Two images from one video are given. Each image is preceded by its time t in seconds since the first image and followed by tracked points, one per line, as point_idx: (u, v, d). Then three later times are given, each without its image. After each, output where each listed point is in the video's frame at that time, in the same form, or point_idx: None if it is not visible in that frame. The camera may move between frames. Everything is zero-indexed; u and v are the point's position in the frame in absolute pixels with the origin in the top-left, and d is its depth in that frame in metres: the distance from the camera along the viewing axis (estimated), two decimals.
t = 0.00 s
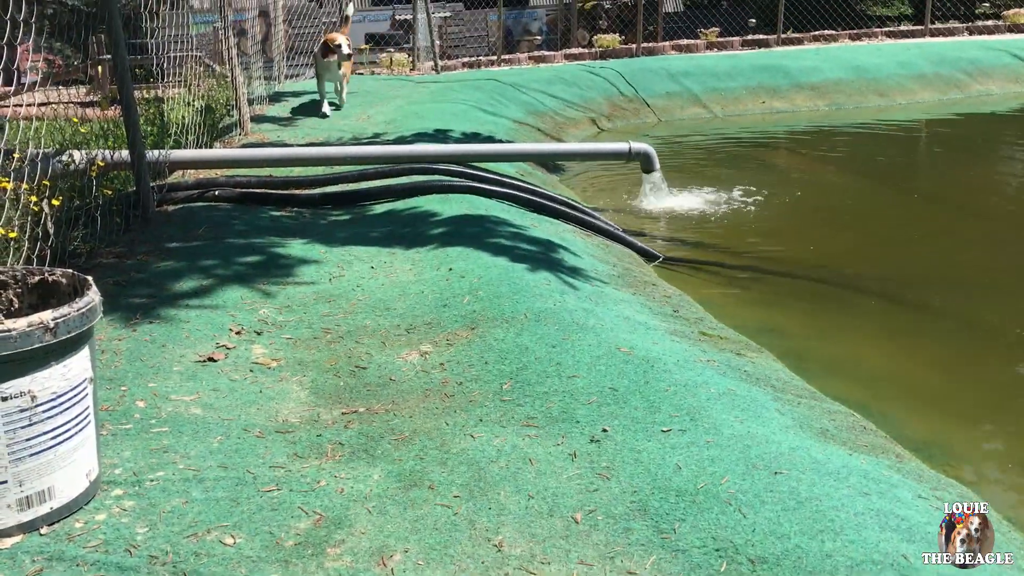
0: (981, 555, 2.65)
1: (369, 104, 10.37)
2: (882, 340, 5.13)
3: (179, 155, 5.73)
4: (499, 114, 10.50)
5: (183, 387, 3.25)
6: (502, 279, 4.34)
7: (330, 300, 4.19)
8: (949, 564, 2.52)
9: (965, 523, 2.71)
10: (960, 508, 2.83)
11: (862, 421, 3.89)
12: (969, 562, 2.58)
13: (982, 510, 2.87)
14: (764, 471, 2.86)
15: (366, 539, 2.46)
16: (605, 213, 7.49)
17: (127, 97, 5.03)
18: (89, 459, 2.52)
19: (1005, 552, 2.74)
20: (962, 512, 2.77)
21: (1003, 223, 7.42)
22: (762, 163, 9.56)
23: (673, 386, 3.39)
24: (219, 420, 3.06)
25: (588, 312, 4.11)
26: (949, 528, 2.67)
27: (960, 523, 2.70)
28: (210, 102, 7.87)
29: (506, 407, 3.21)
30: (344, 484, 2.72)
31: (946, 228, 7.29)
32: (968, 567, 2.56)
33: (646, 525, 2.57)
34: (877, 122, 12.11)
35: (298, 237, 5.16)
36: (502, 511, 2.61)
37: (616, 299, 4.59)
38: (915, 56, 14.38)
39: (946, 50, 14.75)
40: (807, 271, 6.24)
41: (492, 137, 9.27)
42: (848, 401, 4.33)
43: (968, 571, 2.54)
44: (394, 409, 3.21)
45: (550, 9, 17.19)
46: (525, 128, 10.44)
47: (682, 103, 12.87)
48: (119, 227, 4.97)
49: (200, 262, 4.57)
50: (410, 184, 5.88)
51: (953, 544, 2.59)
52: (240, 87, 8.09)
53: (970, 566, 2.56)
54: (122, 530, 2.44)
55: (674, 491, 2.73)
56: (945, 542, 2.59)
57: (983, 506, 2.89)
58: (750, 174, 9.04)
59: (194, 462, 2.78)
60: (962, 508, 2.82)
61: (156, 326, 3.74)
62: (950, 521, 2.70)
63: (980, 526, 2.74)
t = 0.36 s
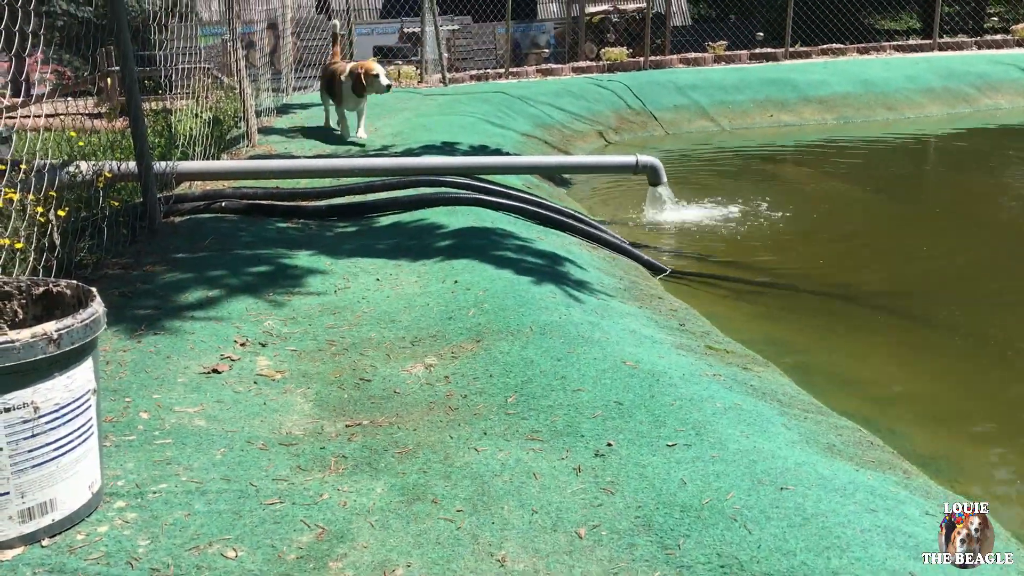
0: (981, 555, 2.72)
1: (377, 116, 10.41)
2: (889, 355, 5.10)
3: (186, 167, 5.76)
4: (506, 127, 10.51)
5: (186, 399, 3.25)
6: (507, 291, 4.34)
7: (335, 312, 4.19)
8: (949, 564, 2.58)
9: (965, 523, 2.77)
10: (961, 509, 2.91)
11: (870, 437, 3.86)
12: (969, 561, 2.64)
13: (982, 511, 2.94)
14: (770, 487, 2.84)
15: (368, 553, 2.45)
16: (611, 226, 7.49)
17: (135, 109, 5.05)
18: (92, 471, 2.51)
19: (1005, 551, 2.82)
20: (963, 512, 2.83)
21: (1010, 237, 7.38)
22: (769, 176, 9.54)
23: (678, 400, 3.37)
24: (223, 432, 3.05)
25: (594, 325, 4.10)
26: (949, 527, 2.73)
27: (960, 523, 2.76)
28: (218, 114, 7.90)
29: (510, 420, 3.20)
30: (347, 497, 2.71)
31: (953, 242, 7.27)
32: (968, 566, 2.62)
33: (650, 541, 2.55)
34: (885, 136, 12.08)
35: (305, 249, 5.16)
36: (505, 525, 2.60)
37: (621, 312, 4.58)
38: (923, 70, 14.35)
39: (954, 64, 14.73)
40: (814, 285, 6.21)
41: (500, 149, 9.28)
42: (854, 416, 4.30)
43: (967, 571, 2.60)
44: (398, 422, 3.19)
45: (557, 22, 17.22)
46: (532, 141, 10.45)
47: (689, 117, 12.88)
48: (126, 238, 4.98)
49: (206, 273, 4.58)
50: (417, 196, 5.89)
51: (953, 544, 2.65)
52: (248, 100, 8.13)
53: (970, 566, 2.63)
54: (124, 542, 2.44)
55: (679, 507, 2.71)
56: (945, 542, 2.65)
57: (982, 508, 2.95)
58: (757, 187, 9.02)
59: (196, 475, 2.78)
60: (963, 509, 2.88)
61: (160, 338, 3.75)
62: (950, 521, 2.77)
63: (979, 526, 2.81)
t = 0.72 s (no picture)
0: (981, 554, 2.75)
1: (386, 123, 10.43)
2: (899, 365, 5.06)
3: (196, 173, 5.78)
4: (515, 134, 10.52)
5: (194, 406, 3.24)
6: (515, 299, 4.32)
7: (343, 319, 4.19)
8: (949, 563, 2.59)
9: (965, 523, 2.82)
10: (961, 509, 2.96)
11: (880, 448, 3.83)
12: (969, 561, 2.67)
13: (982, 511, 2.99)
14: (780, 498, 2.82)
15: (375, 563, 2.43)
16: (619, 234, 7.47)
17: (145, 115, 5.07)
18: (99, 478, 2.51)
19: (1005, 553, 2.86)
20: (962, 512, 2.88)
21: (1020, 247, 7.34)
22: (779, 185, 9.51)
23: (687, 410, 3.35)
24: (230, 439, 3.04)
25: (602, 334, 4.08)
26: (950, 528, 2.77)
27: (959, 523, 2.81)
28: (227, 120, 7.93)
29: (518, 429, 3.18)
30: (354, 506, 2.70)
31: (963, 251, 7.23)
32: (969, 567, 2.64)
33: (659, 551, 2.53)
34: (894, 144, 12.04)
35: (313, 255, 5.16)
36: (513, 535, 2.58)
37: (630, 321, 4.56)
38: (933, 79, 14.31)
39: (964, 73, 14.69)
40: (822, 294, 6.18)
41: (508, 157, 9.29)
42: (864, 426, 4.27)
43: (968, 570, 2.62)
44: (406, 430, 3.18)
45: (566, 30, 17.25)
46: (541, 148, 10.45)
47: (697, 124, 12.87)
48: (135, 244, 4.99)
49: (215, 279, 4.58)
50: (425, 203, 5.88)
51: (954, 544, 2.68)
52: (258, 106, 8.16)
53: (970, 565, 2.65)
54: (130, 550, 2.43)
55: (687, 517, 2.69)
56: (945, 542, 2.68)
57: (983, 507, 3.01)
58: (766, 196, 9.00)
59: (204, 482, 2.77)
60: (964, 509, 2.93)
61: (169, 344, 3.75)
62: (951, 522, 2.81)
63: (980, 526, 2.84)
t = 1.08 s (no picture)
0: (981, 555, 2.73)
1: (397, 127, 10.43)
2: (915, 372, 5.01)
3: (208, 176, 5.77)
4: (526, 138, 10.50)
5: (206, 409, 3.23)
6: (527, 304, 4.29)
7: (355, 323, 4.17)
8: (949, 563, 2.57)
9: (965, 523, 2.79)
10: (960, 509, 2.94)
11: (896, 456, 3.79)
12: (968, 561, 2.64)
13: (982, 511, 2.98)
14: (797, 507, 2.78)
15: (388, 569, 2.41)
16: (632, 239, 7.44)
17: (157, 118, 5.07)
18: (111, 482, 2.49)
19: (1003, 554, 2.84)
20: (962, 512, 2.85)
21: None
22: (792, 189, 9.45)
23: (703, 417, 3.31)
24: (242, 443, 3.02)
25: (615, 339, 4.05)
26: (949, 527, 2.75)
27: (959, 522, 2.78)
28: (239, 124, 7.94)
29: (531, 435, 3.15)
30: (367, 511, 2.67)
31: (978, 257, 7.17)
32: (968, 566, 2.62)
33: (675, 561, 2.50)
34: (907, 149, 11.97)
35: (325, 258, 5.15)
36: (528, 542, 2.55)
37: (643, 326, 4.52)
38: (946, 84, 14.22)
39: (977, 78, 14.59)
40: (836, 300, 6.13)
41: (520, 160, 9.27)
42: (881, 434, 4.23)
43: (967, 570, 2.59)
44: (418, 435, 3.16)
45: (577, 34, 17.26)
46: (553, 152, 10.43)
47: (709, 129, 12.83)
48: (147, 247, 4.99)
49: (227, 282, 4.58)
50: (437, 207, 5.86)
51: (953, 543, 2.65)
52: (270, 109, 8.17)
53: (970, 565, 2.62)
54: (142, 554, 2.41)
55: (704, 526, 2.65)
56: (945, 542, 2.66)
57: (983, 507, 3.00)
58: (779, 201, 8.94)
59: (216, 486, 2.75)
60: (964, 509, 2.91)
61: (180, 347, 3.73)
62: (950, 521, 2.79)
63: (980, 526, 2.83)
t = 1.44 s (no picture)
0: (981, 555, 2.66)
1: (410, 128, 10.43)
2: (931, 376, 4.96)
3: (221, 177, 5.77)
4: (538, 140, 10.49)
5: (222, 410, 3.21)
6: (541, 305, 4.27)
7: (370, 324, 4.15)
8: (950, 564, 2.54)
9: (965, 523, 2.73)
10: (961, 508, 2.87)
11: (915, 461, 3.75)
12: (969, 561, 2.59)
13: (981, 511, 2.91)
14: (819, 512, 2.74)
15: (405, 573, 2.39)
16: (645, 242, 7.41)
17: (171, 118, 5.06)
18: (128, 484, 2.48)
19: (1004, 553, 2.77)
20: (962, 512, 2.80)
21: None
22: (805, 192, 9.40)
23: (722, 421, 3.28)
24: (259, 444, 3.01)
25: (631, 341, 4.02)
26: (948, 528, 2.70)
27: (960, 523, 2.73)
28: (252, 125, 7.95)
29: (548, 438, 3.13)
30: (384, 514, 2.65)
31: (993, 261, 7.11)
32: (969, 567, 2.57)
33: (696, 566, 2.47)
34: (921, 153, 11.89)
35: (339, 259, 5.13)
36: (546, 547, 2.53)
37: (659, 329, 4.49)
38: (960, 88, 14.14)
39: (991, 81, 14.50)
40: (852, 303, 6.09)
41: (532, 162, 9.26)
42: (897, 438, 4.19)
43: (968, 570, 2.55)
44: (435, 438, 3.14)
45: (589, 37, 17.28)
46: (565, 154, 10.41)
47: (721, 132, 12.80)
48: (161, 247, 4.99)
49: (241, 283, 4.57)
50: (451, 208, 5.84)
51: (953, 544, 2.61)
52: (283, 110, 8.18)
53: (970, 566, 2.57)
54: (160, 555, 2.39)
55: (724, 531, 2.62)
56: (945, 542, 2.62)
57: (982, 508, 2.93)
58: (793, 203, 8.90)
59: (233, 488, 2.73)
60: (963, 509, 2.85)
61: (196, 348, 3.72)
62: (950, 522, 2.74)
63: (980, 526, 2.76)
